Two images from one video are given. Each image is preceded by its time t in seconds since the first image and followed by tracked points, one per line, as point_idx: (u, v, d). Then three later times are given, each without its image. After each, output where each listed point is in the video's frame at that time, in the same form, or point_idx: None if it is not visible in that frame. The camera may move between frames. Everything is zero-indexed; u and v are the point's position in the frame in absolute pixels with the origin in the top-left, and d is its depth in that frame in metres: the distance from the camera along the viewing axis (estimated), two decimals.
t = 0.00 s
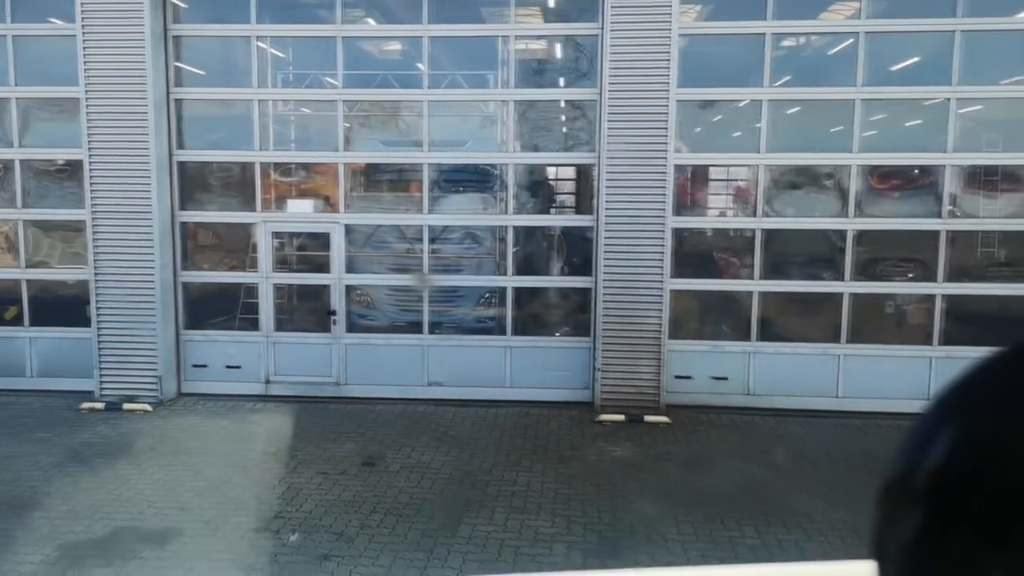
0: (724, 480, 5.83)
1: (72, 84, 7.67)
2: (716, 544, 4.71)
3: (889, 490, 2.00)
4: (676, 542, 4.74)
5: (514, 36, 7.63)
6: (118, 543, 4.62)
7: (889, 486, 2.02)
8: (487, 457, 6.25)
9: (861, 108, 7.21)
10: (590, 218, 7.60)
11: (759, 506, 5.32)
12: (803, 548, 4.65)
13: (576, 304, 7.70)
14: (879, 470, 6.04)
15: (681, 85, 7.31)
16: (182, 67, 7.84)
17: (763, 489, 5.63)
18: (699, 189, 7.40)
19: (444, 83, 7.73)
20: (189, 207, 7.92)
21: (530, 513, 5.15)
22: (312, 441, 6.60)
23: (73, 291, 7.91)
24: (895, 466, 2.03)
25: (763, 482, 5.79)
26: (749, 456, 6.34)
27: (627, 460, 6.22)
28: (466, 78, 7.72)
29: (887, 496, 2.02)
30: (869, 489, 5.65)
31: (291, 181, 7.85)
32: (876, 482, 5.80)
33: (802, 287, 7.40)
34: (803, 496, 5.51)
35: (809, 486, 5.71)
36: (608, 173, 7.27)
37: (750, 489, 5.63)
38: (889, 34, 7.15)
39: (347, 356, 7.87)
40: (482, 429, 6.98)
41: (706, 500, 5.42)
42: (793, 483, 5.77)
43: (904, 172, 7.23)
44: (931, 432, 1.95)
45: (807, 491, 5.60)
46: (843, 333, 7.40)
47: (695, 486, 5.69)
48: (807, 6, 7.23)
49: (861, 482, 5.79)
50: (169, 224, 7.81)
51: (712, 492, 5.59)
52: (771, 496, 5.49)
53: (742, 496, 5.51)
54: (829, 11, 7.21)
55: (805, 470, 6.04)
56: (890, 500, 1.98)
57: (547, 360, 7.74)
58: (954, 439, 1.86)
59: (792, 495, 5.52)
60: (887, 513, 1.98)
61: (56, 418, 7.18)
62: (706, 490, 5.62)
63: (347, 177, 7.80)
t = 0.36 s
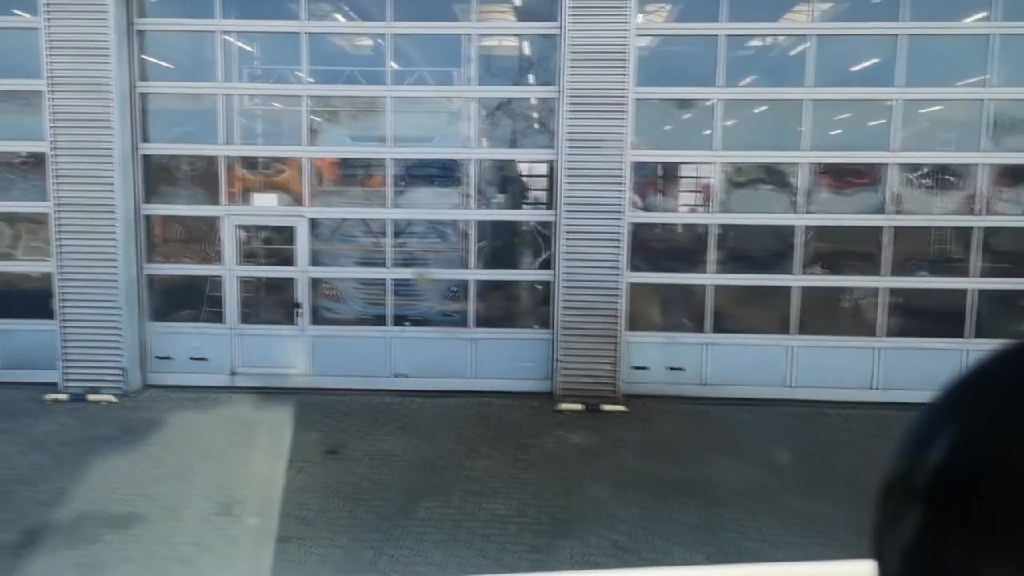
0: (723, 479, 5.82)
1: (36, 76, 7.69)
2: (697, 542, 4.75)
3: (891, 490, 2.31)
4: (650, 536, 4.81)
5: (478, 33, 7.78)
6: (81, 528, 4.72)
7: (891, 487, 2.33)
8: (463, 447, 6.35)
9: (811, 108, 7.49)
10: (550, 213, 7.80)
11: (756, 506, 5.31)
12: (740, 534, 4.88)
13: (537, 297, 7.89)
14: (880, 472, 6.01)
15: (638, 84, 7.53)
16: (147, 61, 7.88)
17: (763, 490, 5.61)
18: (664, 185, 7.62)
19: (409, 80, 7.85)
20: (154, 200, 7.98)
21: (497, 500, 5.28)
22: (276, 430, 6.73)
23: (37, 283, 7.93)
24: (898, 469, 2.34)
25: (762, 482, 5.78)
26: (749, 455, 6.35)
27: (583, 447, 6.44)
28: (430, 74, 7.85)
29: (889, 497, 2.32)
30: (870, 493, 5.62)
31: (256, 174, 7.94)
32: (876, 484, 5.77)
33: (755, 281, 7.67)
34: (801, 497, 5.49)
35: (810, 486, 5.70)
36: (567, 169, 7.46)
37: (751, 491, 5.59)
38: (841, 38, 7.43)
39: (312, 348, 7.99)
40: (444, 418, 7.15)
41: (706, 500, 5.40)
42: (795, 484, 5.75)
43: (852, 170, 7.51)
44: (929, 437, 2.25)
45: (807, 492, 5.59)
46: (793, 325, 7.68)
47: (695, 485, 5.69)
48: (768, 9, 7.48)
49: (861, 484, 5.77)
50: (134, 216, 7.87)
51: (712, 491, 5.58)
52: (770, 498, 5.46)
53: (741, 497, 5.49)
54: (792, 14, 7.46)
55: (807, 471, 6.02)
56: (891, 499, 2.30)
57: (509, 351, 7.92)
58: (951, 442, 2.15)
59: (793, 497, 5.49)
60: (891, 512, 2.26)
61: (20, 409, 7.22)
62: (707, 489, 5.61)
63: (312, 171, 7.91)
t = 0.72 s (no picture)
0: (725, 479, 5.80)
1: None
2: (685, 541, 4.75)
3: (890, 488, 1.87)
4: (637, 534, 4.83)
5: (434, 32, 7.91)
6: (31, 515, 4.80)
7: (890, 482, 1.90)
8: (458, 444, 6.34)
9: (755, 109, 7.78)
10: (504, 208, 7.98)
11: (757, 507, 5.30)
12: (672, 514, 5.15)
13: (491, 290, 8.08)
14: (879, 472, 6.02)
15: (590, 83, 7.76)
16: (103, 55, 7.90)
17: (764, 491, 5.60)
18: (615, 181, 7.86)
19: (366, 76, 7.95)
20: (109, 194, 8.00)
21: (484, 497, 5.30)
22: (232, 420, 6.83)
23: None
24: (899, 464, 1.90)
25: (763, 481, 5.77)
26: (748, 453, 6.36)
27: (533, 435, 6.65)
28: (387, 71, 7.95)
29: (888, 492, 1.89)
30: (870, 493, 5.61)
31: (214, 169, 8.00)
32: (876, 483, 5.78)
33: (701, 275, 7.94)
34: (800, 497, 5.50)
35: (811, 486, 5.70)
36: (520, 166, 7.65)
37: (753, 491, 5.59)
38: (786, 42, 7.74)
39: (270, 341, 8.09)
40: (399, 409, 7.31)
41: (708, 499, 5.39)
42: (795, 483, 5.74)
43: (795, 169, 7.83)
44: (932, 426, 1.85)
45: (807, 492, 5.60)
46: (738, 318, 7.97)
47: (697, 485, 5.67)
48: (725, 14, 7.74)
49: (860, 483, 5.77)
50: (89, 210, 7.88)
51: (714, 491, 5.56)
52: (770, 498, 5.45)
53: (741, 497, 5.48)
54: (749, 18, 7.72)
55: (807, 470, 6.02)
56: (892, 497, 1.86)
57: (464, 343, 8.10)
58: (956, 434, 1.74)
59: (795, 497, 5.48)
60: (890, 510, 1.84)
61: None
62: (708, 489, 5.59)
63: (269, 166, 8.00)
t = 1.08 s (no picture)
0: (727, 481, 5.74)
1: None
2: (673, 543, 4.71)
3: (893, 487, 2.04)
4: (627, 536, 4.78)
5: (376, 33, 8.02)
6: None
7: (894, 481, 2.06)
8: (436, 444, 6.35)
9: (688, 109, 8.06)
10: (447, 206, 8.14)
11: (732, 501, 5.36)
12: (603, 499, 5.36)
13: (435, 286, 8.23)
14: (878, 473, 5.97)
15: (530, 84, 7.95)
16: (42, 55, 7.86)
17: (765, 493, 5.54)
18: (555, 179, 8.06)
19: (310, 76, 8.03)
20: (49, 195, 7.98)
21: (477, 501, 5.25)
22: (175, 417, 6.90)
23: None
24: (900, 465, 2.07)
25: (765, 483, 5.71)
26: (748, 454, 6.32)
27: (473, 426, 6.84)
28: (330, 71, 8.04)
29: (891, 491, 2.07)
30: (870, 495, 5.54)
31: (156, 169, 8.03)
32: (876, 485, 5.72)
33: (639, 270, 8.20)
34: (750, 485, 5.67)
35: (810, 488, 5.65)
36: (462, 165, 7.83)
37: (745, 491, 5.56)
38: (723, 44, 8.02)
39: (215, 339, 8.15)
40: (344, 404, 7.44)
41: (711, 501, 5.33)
42: (795, 485, 5.70)
43: (727, 168, 8.14)
44: (932, 430, 1.98)
45: (807, 493, 5.55)
46: (674, 310, 8.25)
47: (700, 487, 5.60)
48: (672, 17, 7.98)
49: (859, 484, 5.71)
50: (29, 210, 7.86)
51: (715, 493, 5.50)
52: (771, 501, 5.39)
53: (742, 500, 5.42)
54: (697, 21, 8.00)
55: (807, 471, 5.98)
56: (896, 494, 2.03)
57: (410, 339, 8.25)
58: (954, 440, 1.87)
59: (797, 500, 5.41)
60: (893, 508, 2.02)
61: None
62: (711, 492, 5.54)
63: (212, 166, 8.05)
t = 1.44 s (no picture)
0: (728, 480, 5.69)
1: None
2: (663, 544, 4.66)
3: (889, 488, 1.70)
4: (556, 520, 4.98)
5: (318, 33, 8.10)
6: None
7: (891, 480, 1.71)
8: (376, 437, 6.49)
9: (625, 110, 8.31)
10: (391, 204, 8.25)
11: (661, 486, 5.58)
12: (535, 485, 5.57)
13: (380, 283, 8.36)
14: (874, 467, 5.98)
15: (472, 83, 8.12)
16: None
17: (768, 494, 5.44)
18: (496, 178, 8.25)
19: (255, 76, 8.10)
20: None
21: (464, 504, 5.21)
22: (116, 415, 6.94)
23: None
24: (900, 462, 1.71)
25: (767, 483, 5.61)
26: (749, 453, 6.25)
27: (414, 419, 6.99)
28: (273, 70, 8.12)
29: (888, 492, 1.70)
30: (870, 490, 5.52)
31: (97, 167, 8.02)
32: (877, 484, 5.62)
33: (579, 266, 8.43)
34: (680, 469, 5.92)
35: (810, 486, 5.57)
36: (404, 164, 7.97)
37: (687, 476, 5.78)
38: (668, 47, 8.30)
39: (159, 337, 8.18)
40: (288, 400, 7.54)
41: (711, 500, 5.30)
42: (795, 484, 5.62)
43: (663, 167, 8.41)
44: (934, 425, 1.62)
45: (806, 491, 5.48)
46: (613, 305, 8.50)
47: (700, 487, 5.56)
48: (625, 19, 8.23)
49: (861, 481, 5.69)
50: None
51: (715, 492, 5.46)
52: (773, 502, 5.29)
53: (743, 499, 5.36)
54: (649, 22, 8.26)
55: (809, 470, 5.89)
56: (891, 502, 1.66)
57: (354, 335, 8.36)
58: (953, 442, 1.53)
59: (801, 499, 5.32)
60: (890, 515, 1.66)
61: None
62: (712, 492, 5.48)
63: (153, 164, 8.06)
